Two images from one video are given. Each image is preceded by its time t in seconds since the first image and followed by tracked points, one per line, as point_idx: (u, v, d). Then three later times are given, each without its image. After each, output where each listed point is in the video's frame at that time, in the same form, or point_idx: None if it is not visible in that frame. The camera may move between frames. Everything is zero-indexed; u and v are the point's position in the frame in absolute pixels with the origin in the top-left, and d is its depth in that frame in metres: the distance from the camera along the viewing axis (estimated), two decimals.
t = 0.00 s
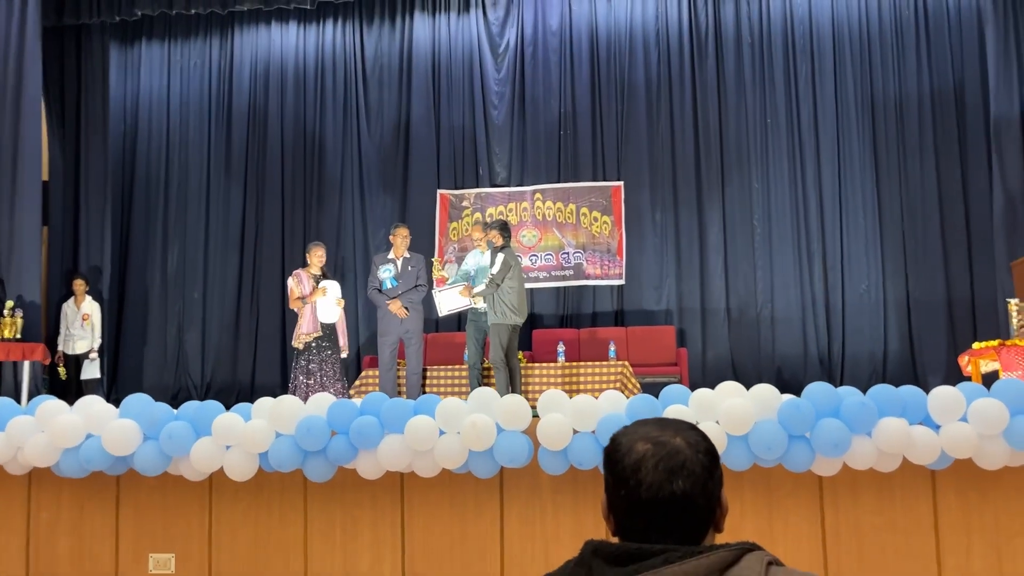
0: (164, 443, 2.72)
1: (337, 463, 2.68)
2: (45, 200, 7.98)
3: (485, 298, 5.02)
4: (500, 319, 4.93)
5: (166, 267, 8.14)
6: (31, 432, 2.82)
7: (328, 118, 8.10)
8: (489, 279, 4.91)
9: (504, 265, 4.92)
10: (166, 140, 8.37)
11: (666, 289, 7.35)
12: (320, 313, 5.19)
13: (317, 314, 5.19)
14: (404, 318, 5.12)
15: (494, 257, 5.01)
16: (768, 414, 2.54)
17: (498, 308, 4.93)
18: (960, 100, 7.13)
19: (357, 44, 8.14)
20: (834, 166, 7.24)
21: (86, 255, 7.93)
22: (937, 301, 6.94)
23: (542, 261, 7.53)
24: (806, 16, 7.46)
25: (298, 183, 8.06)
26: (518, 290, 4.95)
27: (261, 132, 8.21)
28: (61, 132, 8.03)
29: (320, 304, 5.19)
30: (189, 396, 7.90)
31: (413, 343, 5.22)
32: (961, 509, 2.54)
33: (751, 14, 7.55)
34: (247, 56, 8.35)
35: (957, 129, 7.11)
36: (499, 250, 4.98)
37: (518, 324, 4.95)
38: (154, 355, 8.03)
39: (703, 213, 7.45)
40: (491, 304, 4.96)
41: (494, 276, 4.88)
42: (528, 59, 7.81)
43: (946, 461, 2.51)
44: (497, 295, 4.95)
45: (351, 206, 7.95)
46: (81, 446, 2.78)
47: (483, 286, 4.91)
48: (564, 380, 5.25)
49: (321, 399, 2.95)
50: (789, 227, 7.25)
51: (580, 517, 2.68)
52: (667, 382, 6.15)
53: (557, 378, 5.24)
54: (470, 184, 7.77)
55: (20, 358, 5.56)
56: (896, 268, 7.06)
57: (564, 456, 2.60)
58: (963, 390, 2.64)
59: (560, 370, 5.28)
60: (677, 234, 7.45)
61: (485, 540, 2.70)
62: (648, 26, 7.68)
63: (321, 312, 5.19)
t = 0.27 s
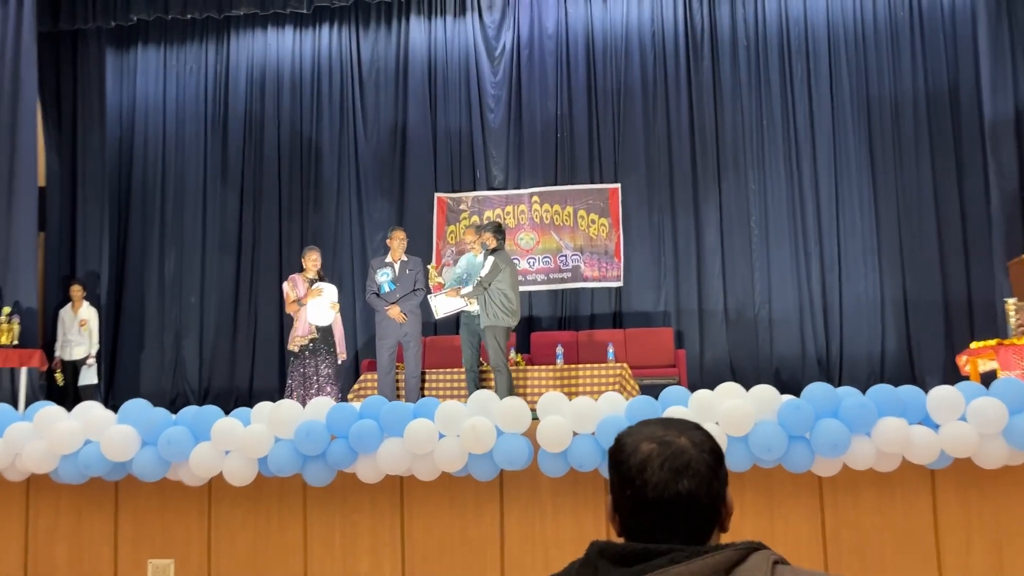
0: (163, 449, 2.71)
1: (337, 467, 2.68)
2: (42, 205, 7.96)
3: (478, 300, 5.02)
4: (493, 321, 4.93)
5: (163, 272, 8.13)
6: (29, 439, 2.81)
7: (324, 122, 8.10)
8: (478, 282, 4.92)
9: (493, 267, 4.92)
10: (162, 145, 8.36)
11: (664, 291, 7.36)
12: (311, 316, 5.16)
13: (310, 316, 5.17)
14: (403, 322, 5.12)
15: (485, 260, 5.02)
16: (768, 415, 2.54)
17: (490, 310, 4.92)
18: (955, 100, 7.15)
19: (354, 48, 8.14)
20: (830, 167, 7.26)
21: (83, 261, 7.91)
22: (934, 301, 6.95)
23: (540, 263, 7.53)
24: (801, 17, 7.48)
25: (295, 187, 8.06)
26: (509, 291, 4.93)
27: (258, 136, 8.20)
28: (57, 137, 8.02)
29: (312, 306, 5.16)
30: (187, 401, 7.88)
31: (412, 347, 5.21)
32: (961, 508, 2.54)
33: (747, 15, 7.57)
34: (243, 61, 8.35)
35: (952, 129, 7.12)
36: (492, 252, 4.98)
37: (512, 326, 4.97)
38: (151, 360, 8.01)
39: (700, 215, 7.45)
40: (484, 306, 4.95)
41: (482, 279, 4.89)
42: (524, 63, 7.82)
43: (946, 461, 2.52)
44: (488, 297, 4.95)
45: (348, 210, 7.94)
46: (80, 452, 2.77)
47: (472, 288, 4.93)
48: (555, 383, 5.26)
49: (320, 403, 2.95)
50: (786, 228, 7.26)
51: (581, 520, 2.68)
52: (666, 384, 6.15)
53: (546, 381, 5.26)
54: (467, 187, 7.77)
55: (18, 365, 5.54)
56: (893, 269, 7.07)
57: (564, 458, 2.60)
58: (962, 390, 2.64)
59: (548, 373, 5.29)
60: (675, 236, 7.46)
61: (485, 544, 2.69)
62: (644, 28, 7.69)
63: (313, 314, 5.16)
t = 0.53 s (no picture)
0: (151, 451, 2.70)
1: (326, 468, 2.67)
2: (27, 208, 7.89)
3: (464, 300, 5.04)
4: (478, 320, 4.91)
5: (151, 274, 8.08)
6: (15, 442, 2.79)
7: (312, 123, 8.08)
8: (462, 282, 4.96)
9: (476, 267, 4.92)
10: (149, 146, 8.31)
11: (653, 289, 7.38)
12: (300, 315, 5.15)
13: (298, 315, 5.15)
14: (392, 323, 5.10)
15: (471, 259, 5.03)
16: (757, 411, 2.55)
17: (475, 309, 4.90)
18: (940, 98, 7.20)
19: (341, 48, 8.12)
20: (817, 165, 7.30)
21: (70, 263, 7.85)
22: (921, 297, 7.00)
23: (529, 263, 7.53)
24: (787, 16, 7.52)
25: (283, 188, 8.03)
26: (493, 289, 4.90)
27: (245, 137, 8.17)
28: (42, 139, 7.96)
29: (302, 305, 5.16)
30: (175, 404, 7.83)
31: (401, 347, 5.19)
32: (948, 503, 2.56)
33: (733, 14, 7.60)
34: (230, 61, 8.31)
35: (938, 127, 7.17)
36: (475, 251, 4.98)
37: (496, 325, 4.92)
38: (139, 362, 7.96)
39: (688, 213, 7.47)
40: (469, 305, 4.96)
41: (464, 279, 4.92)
42: (512, 63, 7.82)
43: (933, 456, 2.53)
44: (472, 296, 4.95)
45: (336, 211, 7.92)
46: (66, 455, 2.75)
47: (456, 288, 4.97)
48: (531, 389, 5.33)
49: (309, 403, 2.93)
50: (774, 226, 7.30)
51: (571, 518, 2.68)
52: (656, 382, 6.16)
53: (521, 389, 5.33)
54: (456, 187, 7.76)
55: (4, 368, 5.50)
56: (881, 266, 7.11)
57: (554, 456, 2.60)
58: (949, 384, 2.66)
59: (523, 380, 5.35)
60: (664, 234, 7.48)
61: (475, 544, 2.69)
62: (631, 28, 7.71)
63: (302, 313, 5.16)
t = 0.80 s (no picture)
0: (149, 445, 2.70)
1: (324, 460, 2.67)
2: (21, 203, 7.86)
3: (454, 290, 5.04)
4: (470, 312, 4.96)
5: (147, 268, 8.06)
6: (13, 438, 2.79)
7: (307, 116, 8.05)
8: (455, 272, 4.95)
9: (471, 258, 4.94)
10: (143, 140, 8.28)
11: (650, 279, 7.38)
12: (300, 311, 5.13)
13: (297, 312, 5.14)
14: (389, 315, 5.13)
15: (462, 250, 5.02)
16: (754, 400, 2.56)
17: (467, 301, 4.95)
18: (935, 84, 7.19)
19: (335, 40, 8.08)
20: (813, 153, 7.29)
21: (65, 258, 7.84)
22: (917, 284, 7.01)
23: (526, 254, 7.52)
24: (782, 4, 7.49)
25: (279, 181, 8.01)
26: (485, 282, 4.97)
27: (240, 130, 8.15)
28: (35, 134, 7.92)
29: (301, 301, 5.12)
30: (174, 398, 7.84)
31: (398, 340, 5.22)
32: (944, 488, 2.57)
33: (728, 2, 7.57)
34: (224, 54, 8.27)
35: (933, 114, 7.17)
36: (468, 242, 4.97)
37: (488, 316, 5.01)
38: (137, 357, 7.95)
39: (685, 203, 7.47)
40: (460, 297, 4.97)
41: (459, 270, 4.91)
42: (506, 53, 7.80)
43: (929, 442, 2.54)
44: (465, 287, 4.98)
45: (332, 203, 7.90)
46: (65, 450, 2.75)
47: (449, 279, 4.94)
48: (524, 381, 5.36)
49: (306, 396, 2.93)
50: (770, 215, 7.29)
51: (569, 507, 2.69)
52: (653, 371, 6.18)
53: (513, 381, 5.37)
54: (452, 179, 7.75)
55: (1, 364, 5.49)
56: (877, 253, 7.12)
57: (551, 447, 2.60)
58: (944, 370, 2.66)
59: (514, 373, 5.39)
60: (660, 224, 7.48)
61: (474, 535, 2.70)
62: (626, 17, 7.68)
63: (302, 309, 5.13)
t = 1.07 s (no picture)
0: (152, 445, 2.71)
1: (327, 458, 2.68)
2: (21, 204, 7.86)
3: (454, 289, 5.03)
4: (471, 309, 4.95)
5: (148, 268, 8.07)
6: (17, 439, 2.79)
7: (306, 114, 8.05)
8: (457, 269, 4.96)
9: (472, 255, 4.97)
10: (143, 140, 8.28)
11: (651, 274, 7.38)
12: (304, 310, 5.15)
13: (300, 310, 5.15)
14: (390, 312, 5.12)
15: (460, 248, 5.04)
16: (755, 394, 2.56)
17: (468, 298, 4.95)
18: (935, 77, 7.18)
19: (333, 38, 8.07)
20: (813, 146, 7.28)
21: (66, 258, 7.84)
22: (918, 277, 7.01)
23: (526, 250, 7.52)
24: None
25: (278, 179, 8.00)
26: (483, 279, 5.00)
27: (239, 129, 8.14)
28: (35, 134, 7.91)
29: (305, 301, 5.14)
30: (176, 397, 7.85)
31: (399, 337, 5.21)
32: (947, 480, 2.58)
33: None
34: (222, 53, 8.27)
35: (933, 106, 7.15)
36: (466, 239, 5.01)
37: (485, 313, 5.01)
38: (139, 357, 7.96)
39: (685, 197, 7.46)
40: (460, 294, 4.96)
41: (462, 266, 4.92)
42: (505, 49, 7.79)
43: (931, 435, 2.55)
44: (465, 285, 4.98)
45: (332, 201, 7.90)
46: (69, 451, 2.76)
47: (451, 276, 4.93)
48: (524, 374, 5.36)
49: (308, 394, 2.94)
50: (770, 209, 7.29)
51: (572, 503, 2.70)
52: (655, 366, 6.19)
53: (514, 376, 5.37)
54: (452, 176, 7.74)
55: (4, 365, 5.50)
56: (877, 246, 7.12)
57: (554, 443, 2.61)
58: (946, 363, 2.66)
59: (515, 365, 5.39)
60: (660, 219, 7.47)
61: (478, 532, 2.72)
62: (625, 12, 7.67)
63: (305, 308, 5.15)
